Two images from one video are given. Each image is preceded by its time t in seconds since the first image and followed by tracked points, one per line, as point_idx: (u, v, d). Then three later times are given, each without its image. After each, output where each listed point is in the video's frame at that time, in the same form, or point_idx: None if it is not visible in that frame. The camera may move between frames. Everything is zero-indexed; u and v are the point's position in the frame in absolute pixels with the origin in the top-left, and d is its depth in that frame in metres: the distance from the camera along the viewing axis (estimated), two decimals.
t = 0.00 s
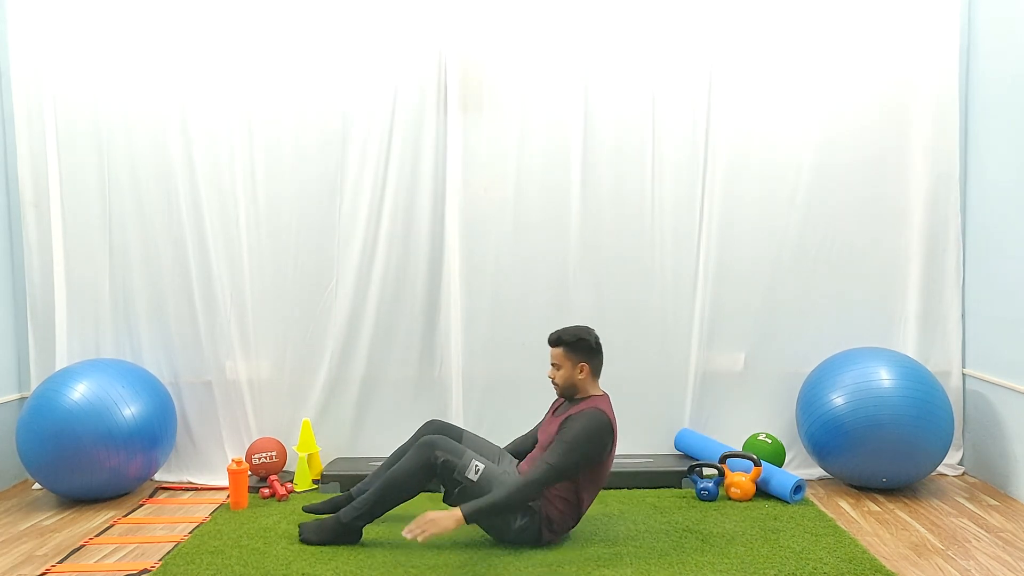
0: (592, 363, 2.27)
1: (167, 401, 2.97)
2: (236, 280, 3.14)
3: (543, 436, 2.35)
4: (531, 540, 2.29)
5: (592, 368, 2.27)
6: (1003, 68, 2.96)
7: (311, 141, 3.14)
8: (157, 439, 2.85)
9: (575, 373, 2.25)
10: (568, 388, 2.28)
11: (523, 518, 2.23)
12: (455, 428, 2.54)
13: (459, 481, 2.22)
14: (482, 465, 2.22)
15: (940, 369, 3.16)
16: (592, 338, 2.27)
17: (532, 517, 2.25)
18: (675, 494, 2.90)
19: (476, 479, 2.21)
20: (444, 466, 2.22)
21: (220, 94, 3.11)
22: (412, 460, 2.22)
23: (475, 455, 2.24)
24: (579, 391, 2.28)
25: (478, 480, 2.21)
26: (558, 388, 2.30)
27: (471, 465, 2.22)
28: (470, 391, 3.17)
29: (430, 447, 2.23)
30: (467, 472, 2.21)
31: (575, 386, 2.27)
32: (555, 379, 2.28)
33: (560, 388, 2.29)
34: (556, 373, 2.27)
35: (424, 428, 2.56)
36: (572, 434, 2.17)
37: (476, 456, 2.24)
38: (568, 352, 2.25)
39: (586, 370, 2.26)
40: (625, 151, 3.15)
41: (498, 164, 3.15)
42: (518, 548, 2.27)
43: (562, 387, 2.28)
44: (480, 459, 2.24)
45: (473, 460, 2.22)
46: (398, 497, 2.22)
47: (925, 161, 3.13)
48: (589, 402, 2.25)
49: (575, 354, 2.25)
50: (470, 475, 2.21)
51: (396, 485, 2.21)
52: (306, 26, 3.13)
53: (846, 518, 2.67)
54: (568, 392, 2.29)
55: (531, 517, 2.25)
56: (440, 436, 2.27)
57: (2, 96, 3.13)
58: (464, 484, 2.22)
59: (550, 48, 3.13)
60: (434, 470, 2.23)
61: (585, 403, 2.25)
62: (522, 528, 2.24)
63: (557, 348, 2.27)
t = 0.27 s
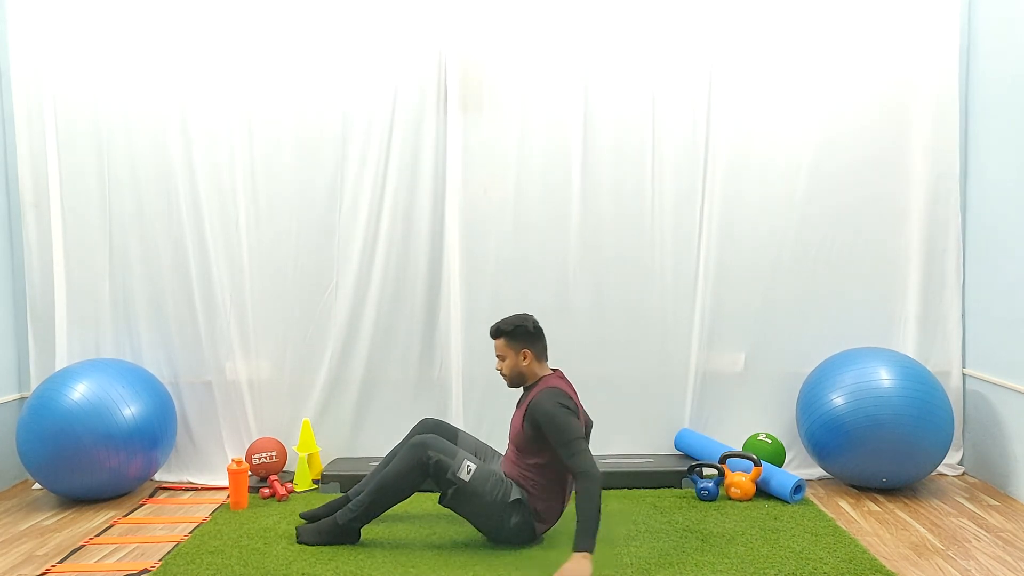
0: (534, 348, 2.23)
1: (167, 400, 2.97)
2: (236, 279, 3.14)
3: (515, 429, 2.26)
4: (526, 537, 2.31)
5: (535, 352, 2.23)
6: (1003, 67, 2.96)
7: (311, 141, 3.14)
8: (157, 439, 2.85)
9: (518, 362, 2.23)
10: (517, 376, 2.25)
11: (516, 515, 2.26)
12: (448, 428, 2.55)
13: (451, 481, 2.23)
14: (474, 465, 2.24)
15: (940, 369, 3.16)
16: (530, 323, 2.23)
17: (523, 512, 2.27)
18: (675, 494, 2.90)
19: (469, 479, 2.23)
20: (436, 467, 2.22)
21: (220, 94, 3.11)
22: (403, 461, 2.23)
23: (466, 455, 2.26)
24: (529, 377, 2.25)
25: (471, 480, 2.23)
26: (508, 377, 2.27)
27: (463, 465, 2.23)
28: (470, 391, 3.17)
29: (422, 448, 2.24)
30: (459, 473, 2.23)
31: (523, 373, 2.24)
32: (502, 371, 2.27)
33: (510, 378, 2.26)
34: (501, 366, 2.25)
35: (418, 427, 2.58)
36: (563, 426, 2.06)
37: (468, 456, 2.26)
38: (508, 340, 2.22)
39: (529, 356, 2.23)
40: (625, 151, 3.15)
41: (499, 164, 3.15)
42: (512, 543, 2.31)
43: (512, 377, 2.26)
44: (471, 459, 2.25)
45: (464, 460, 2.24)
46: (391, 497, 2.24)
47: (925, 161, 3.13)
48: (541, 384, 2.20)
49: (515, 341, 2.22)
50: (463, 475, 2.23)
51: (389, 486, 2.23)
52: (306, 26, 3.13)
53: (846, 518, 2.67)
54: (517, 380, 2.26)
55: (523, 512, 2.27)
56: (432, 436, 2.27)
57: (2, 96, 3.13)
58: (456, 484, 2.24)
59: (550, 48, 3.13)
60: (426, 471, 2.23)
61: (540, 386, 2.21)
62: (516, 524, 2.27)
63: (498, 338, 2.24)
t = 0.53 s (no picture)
0: (516, 347, 2.25)
1: (167, 400, 2.97)
2: (236, 280, 3.14)
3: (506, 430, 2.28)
4: (523, 535, 2.32)
5: (518, 351, 2.25)
6: (1003, 67, 2.96)
7: (311, 141, 3.14)
8: (157, 439, 2.85)
9: (501, 361, 2.24)
10: (502, 376, 2.26)
11: (513, 513, 2.28)
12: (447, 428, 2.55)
13: (448, 480, 2.23)
14: (471, 464, 2.24)
15: (940, 370, 3.16)
16: (512, 322, 2.24)
17: (520, 511, 2.28)
18: (675, 494, 2.90)
19: (466, 477, 2.23)
20: (432, 465, 2.23)
21: (220, 94, 3.11)
22: (399, 459, 2.23)
23: (464, 453, 2.26)
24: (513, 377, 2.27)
25: (468, 478, 2.23)
26: (492, 378, 2.29)
27: (461, 464, 2.23)
28: (470, 391, 3.17)
29: (419, 445, 2.24)
30: (455, 471, 2.22)
31: (507, 373, 2.26)
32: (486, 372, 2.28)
33: (494, 378, 2.28)
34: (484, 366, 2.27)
35: (418, 425, 2.58)
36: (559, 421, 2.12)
37: (465, 455, 2.25)
38: (491, 340, 2.24)
39: (512, 356, 2.24)
40: (625, 151, 3.15)
41: (498, 164, 3.15)
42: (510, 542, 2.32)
43: (496, 378, 2.28)
44: (468, 458, 2.25)
45: (461, 459, 2.24)
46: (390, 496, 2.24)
47: (925, 161, 3.13)
48: (528, 381, 2.23)
49: (498, 341, 2.24)
50: (460, 474, 2.23)
51: (387, 485, 2.23)
52: (306, 26, 3.13)
53: (846, 518, 2.67)
54: (502, 380, 2.28)
55: (520, 511, 2.28)
56: (428, 435, 2.27)
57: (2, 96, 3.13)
58: (452, 483, 2.23)
59: (550, 48, 3.13)
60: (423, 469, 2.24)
61: (527, 384, 2.23)
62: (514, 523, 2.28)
63: (481, 339, 2.26)
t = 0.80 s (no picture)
0: (531, 347, 2.24)
1: (167, 400, 2.97)
2: (236, 280, 3.14)
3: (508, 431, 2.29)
4: (523, 535, 2.32)
5: (532, 350, 2.24)
6: (1003, 68, 2.96)
7: (311, 141, 3.14)
8: (157, 439, 2.85)
9: (514, 359, 2.24)
10: (513, 373, 2.26)
11: (513, 514, 2.27)
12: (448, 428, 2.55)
13: (448, 480, 2.23)
14: (471, 464, 2.24)
15: (940, 369, 3.16)
16: (528, 321, 2.23)
17: (520, 511, 2.27)
18: (675, 494, 2.90)
19: (466, 478, 2.23)
20: (432, 464, 2.23)
21: (220, 94, 3.11)
22: (399, 459, 2.23)
23: (464, 454, 2.26)
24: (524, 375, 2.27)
25: (468, 479, 2.23)
26: (503, 374, 2.28)
27: (461, 464, 2.23)
28: (470, 391, 3.17)
29: (419, 445, 2.24)
30: (456, 472, 2.22)
31: (519, 371, 2.26)
32: (498, 368, 2.28)
33: (505, 375, 2.27)
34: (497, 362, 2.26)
35: (419, 424, 2.58)
36: (564, 419, 2.12)
37: (466, 456, 2.25)
38: (505, 337, 2.23)
39: (526, 355, 2.23)
40: (626, 151, 3.15)
41: (499, 164, 3.15)
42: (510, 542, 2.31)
43: (507, 375, 2.27)
44: (469, 458, 2.25)
45: (462, 459, 2.24)
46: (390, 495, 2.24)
47: (925, 161, 3.13)
48: (541, 381, 2.23)
49: (513, 339, 2.23)
50: (460, 474, 2.23)
51: (387, 483, 2.23)
52: (306, 26, 3.13)
53: (846, 518, 2.67)
54: (513, 377, 2.27)
55: (521, 511, 2.28)
56: (430, 435, 2.27)
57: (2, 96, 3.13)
58: (452, 483, 2.23)
59: (550, 48, 3.13)
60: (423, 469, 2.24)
61: (540, 383, 2.23)
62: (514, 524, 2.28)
63: (495, 335, 2.25)
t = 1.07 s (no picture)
0: (552, 347, 2.25)
1: (167, 400, 2.97)
2: (236, 280, 3.14)
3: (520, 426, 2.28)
4: (526, 536, 2.33)
5: (552, 350, 2.25)
6: (1003, 68, 2.96)
7: (311, 141, 3.14)
8: (157, 439, 2.85)
9: (534, 359, 2.24)
10: (531, 371, 2.27)
11: (518, 514, 2.28)
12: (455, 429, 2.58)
13: (455, 474, 2.25)
14: (480, 460, 2.26)
15: (940, 369, 3.16)
16: (552, 321, 2.24)
17: (524, 511, 2.28)
18: (675, 494, 2.90)
19: (474, 473, 2.25)
20: (441, 457, 2.26)
21: (221, 94, 3.11)
22: (411, 449, 2.27)
23: (473, 450, 2.28)
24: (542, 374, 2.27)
25: (476, 474, 2.25)
26: (520, 371, 2.28)
27: (470, 459, 2.25)
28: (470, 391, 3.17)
29: (430, 438, 2.28)
30: (464, 466, 2.25)
31: (537, 369, 2.26)
32: (517, 366, 2.28)
33: (523, 372, 2.27)
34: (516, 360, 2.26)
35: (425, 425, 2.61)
36: (583, 415, 2.13)
37: (475, 451, 2.28)
38: (528, 335, 2.23)
39: (547, 354, 2.24)
40: (626, 151, 3.15)
41: (499, 164, 3.15)
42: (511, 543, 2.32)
43: (525, 373, 2.27)
44: (478, 454, 2.27)
45: (471, 454, 2.26)
46: (397, 487, 2.26)
47: (925, 161, 3.14)
48: (560, 377, 2.24)
49: (535, 337, 2.23)
50: (468, 469, 2.25)
51: (395, 475, 2.25)
52: (306, 26, 3.12)
53: (846, 518, 2.67)
54: (531, 375, 2.28)
55: (524, 511, 2.28)
56: (442, 428, 2.32)
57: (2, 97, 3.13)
58: (459, 478, 2.25)
59: (550, 48, 3.13)
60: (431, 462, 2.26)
61: (559, 379, 2.24)
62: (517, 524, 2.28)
63: (517, 332, 2.25)
